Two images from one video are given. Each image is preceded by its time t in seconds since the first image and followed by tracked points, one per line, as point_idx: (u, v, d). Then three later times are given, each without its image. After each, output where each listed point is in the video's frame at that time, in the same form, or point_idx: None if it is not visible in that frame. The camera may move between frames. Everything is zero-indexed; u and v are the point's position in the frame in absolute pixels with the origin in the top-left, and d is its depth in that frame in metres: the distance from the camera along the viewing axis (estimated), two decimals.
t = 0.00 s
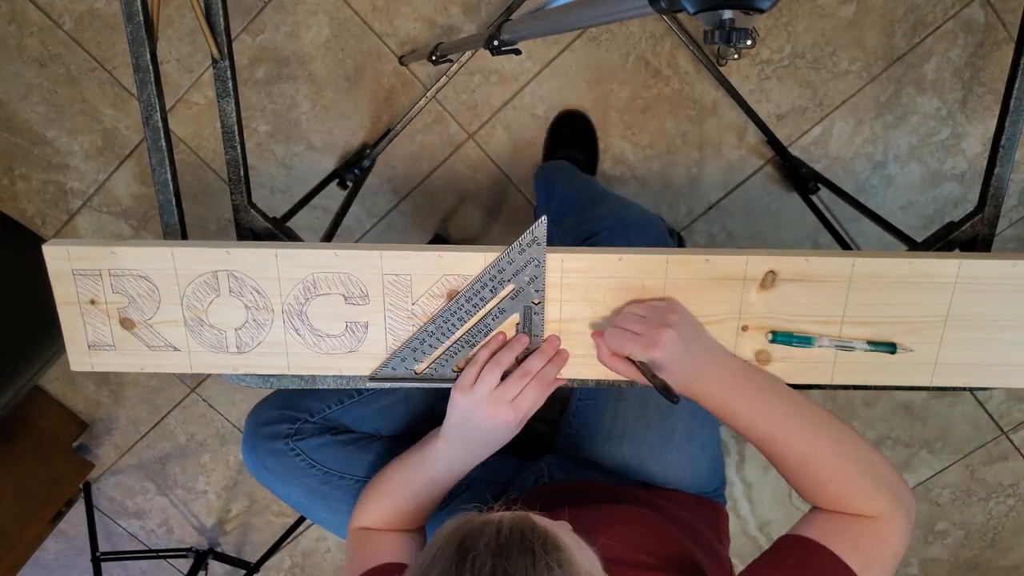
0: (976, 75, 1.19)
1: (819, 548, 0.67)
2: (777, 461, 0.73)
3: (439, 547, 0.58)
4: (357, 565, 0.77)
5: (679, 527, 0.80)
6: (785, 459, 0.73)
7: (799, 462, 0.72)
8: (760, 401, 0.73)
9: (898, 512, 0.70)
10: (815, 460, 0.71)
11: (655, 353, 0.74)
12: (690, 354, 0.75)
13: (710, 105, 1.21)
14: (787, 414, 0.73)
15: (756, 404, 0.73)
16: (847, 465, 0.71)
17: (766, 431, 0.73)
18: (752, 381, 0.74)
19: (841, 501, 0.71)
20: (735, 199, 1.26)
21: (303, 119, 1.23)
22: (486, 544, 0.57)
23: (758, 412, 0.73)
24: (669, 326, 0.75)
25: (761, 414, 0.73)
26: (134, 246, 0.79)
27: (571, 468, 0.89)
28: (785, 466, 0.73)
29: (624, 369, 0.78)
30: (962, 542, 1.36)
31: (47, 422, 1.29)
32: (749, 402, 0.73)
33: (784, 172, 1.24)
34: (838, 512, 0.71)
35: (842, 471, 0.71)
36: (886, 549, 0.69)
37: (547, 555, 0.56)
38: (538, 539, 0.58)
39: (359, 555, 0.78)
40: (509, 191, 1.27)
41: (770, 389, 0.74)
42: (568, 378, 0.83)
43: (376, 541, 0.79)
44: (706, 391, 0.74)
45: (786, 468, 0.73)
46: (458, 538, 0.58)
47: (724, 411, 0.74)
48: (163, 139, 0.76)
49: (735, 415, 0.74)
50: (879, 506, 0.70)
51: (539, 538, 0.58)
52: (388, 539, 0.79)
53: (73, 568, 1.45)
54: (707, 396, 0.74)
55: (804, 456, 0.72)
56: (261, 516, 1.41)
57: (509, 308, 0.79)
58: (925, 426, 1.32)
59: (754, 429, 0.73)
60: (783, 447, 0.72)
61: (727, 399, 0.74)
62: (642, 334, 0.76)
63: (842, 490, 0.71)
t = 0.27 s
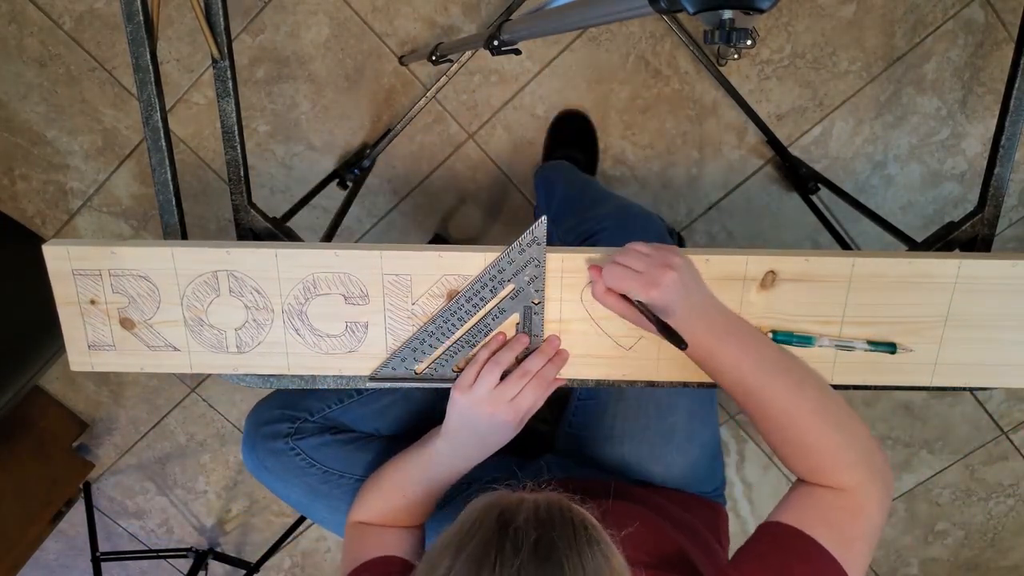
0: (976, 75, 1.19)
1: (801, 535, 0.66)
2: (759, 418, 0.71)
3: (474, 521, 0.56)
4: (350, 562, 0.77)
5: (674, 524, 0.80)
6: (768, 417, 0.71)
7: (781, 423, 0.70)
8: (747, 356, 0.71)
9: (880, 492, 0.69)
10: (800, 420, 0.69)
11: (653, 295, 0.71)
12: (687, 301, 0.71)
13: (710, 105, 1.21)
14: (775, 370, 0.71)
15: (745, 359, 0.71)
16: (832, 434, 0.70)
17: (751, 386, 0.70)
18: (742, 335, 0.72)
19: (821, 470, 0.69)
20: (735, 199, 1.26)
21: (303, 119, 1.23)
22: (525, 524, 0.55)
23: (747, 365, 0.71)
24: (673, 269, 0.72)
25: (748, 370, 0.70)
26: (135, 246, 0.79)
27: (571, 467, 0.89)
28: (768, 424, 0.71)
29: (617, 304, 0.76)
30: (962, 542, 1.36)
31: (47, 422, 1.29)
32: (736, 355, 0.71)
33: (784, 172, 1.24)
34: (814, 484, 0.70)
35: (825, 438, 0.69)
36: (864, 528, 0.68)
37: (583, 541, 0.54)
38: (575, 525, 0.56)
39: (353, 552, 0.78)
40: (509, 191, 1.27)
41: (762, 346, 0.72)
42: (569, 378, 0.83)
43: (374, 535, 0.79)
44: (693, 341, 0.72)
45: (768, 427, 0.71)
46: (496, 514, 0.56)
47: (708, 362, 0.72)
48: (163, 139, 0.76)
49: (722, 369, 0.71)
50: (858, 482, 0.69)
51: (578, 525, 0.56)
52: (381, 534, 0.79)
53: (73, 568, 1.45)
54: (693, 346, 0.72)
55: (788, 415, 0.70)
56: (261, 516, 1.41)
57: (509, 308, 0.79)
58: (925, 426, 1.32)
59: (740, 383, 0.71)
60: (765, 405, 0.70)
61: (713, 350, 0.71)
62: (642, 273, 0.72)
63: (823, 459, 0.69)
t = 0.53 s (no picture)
0: (976, 75, 1.19)
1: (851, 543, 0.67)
2: (805, 445, 0.73)
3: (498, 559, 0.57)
4: None
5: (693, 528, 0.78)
6: (813, 443, 0.73)
7: (827, 446, 0.72)
8: (790, 385, 0.73)
9: (926, 498, 0.71)
10: (845, 442, 0.71)
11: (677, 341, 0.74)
12: (716, 335, 0.74)
13: (710, 105, 1.21)
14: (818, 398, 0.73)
15: (787, 388, 0.73)
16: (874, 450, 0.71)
17: (794, 416, 0.73)
18: (780, 365, 0.74)
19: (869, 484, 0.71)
20: (735, 199, 1.26)
21: (303, 119, 1.23)
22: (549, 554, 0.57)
23: (784, 394, 0.73)
24: (693, 310, 0.75)
25: (791, 399, 0.73)
26: (135, 246, 0.79)
27: (573, 468, 0.89)
28: (815, 448, 0.73)
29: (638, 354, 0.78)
30: (962, 542, 1.36)
31: (47, 422, 1.29)
32: (776, 386, 0.73)
33: (784, 172, 1.24)
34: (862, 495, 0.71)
35: (870, 455, 0.71)
36: (916, 535, 0.69)
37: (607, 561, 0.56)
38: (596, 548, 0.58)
39: None
40: (509, 191, 1.27)
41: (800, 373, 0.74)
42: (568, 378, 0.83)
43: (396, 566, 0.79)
44: (731, 373, 0.74)
45: (816, 453, 0.73)
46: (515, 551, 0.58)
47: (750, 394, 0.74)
48: (163, 139, 0.76)
49: (765, 399, 0.73)
50: (906, 492, 0.70)
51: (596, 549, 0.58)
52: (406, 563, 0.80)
53: (73, 568, 1.45)
54: (732, 378, 0.74)
55: (836, 441, 0.71)
56: (261, 516, 1.41)
57: (509, 307, 0.79)
58: (926, 426, 1.32)
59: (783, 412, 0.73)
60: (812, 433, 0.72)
61: (754, 382, 0.73)
62: (661, 322, 0.75)
63: (870, 473, 0.71)
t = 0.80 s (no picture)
0: (976, 75, 1.19)
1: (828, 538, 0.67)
2: (781, 427, 0.73)
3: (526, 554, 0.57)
4: None
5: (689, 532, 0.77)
6: (791, 427, 0.73)
7: (802, 430, 0.72)
8: (767, 366, 0.73)
9: (904, 488, 0.71)
10: (822, 426, 0.71)
11: (661, 314, 0.73)
12: (695, 316, 0.73)
13: (710, 105, 1.21)
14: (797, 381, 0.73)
15: (765, 370, 0.73)
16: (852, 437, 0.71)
17: (772, 397, 0.72)
18: (760, 348, 0.74)
19: (844, 470, 0.71)
20: (735, 199, 1.26)
21: (303, 119, 1.23)
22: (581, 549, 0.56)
23: (760, 373, 0.72)
24: (678, 285, 0.73)
25: (768, 380, 0.72)
26: (135, 246, 0.79)
27: (573, 468, 0.89)
28: (790, 432, 0.73)
29: (621, 326, 0.77)
30: (961, 542, 1.36)
31: (47, 423, 1.29)
32: (755, 368, 0.73)
33: (784, 172, 1.24)
34: (837, 483, 0.72)
35: (846, 442, 0.71)
36: (890, 525, 0.69)
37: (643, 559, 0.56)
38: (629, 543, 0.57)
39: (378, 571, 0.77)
40: (509, 191, 1.27)
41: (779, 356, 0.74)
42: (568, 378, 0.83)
43: (389, 558, 0.79)
44: (710, 355, 0.73)
45: (792, 437, 0.73)
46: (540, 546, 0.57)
47: (726, 375, 0.74)
48: (163, 139, 0.76)
49: (739, 380, 0.73)
50: (881, 480, 0.70)
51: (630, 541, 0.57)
52: (405, 552, 0.80)
53: (73, 568, 1.45)
54: (706, 359, 0.74)
55: (814, 425, 0.71)
56: (261, 516, 1.41)
57: (509, 307, 0.79)
58: (925, 426, 1.32)
59: (757, 393, 0.73)
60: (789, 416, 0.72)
61: (729, 364, 0.73)
62: (647, 294, 0.73)
63: (844, 459, 0.71)
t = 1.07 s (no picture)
0: (976, 75, 1.19)
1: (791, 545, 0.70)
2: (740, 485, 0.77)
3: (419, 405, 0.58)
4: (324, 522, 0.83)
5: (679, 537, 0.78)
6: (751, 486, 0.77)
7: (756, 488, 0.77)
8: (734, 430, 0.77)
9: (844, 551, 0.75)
10: (777, 485, 0.76)
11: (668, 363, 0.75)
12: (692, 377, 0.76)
13: (710, 105, 1.21)
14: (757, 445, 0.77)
15: (733, 439, 0.77)
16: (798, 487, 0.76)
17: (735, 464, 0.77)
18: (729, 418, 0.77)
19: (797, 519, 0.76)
20: (735, 199, 1.26)
21: (303, 119, 1.23)
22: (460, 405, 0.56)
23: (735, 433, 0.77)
24: (690, 342, 0.76)
25: (737, 450, 0.77)
26: (135, 246, 0.79)
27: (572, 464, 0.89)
28: (752, 491, 0.77)
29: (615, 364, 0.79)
30: (962, 542, 1.36)
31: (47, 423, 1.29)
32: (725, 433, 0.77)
33: (784, 172, 1.24)
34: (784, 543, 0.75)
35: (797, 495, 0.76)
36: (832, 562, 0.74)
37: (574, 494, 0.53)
38: (576, 475, 0.54)
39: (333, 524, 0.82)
40: (510, 191, 1.27)
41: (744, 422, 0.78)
42: (567, 377, 0.83)
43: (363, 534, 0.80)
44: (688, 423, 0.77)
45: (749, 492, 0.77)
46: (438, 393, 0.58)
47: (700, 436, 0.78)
48: (163, 139, 0.76)
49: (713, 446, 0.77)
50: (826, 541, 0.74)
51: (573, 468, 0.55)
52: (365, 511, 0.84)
53: (73, 568, 1.45)
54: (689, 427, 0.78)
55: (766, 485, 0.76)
56: (261, 516, 1.41)
57: (509, 307, 0.79)
58: (925, 426, 1.32)
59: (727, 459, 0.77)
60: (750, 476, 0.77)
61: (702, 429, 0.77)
62: (668, 338, 0.76)
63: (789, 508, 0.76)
